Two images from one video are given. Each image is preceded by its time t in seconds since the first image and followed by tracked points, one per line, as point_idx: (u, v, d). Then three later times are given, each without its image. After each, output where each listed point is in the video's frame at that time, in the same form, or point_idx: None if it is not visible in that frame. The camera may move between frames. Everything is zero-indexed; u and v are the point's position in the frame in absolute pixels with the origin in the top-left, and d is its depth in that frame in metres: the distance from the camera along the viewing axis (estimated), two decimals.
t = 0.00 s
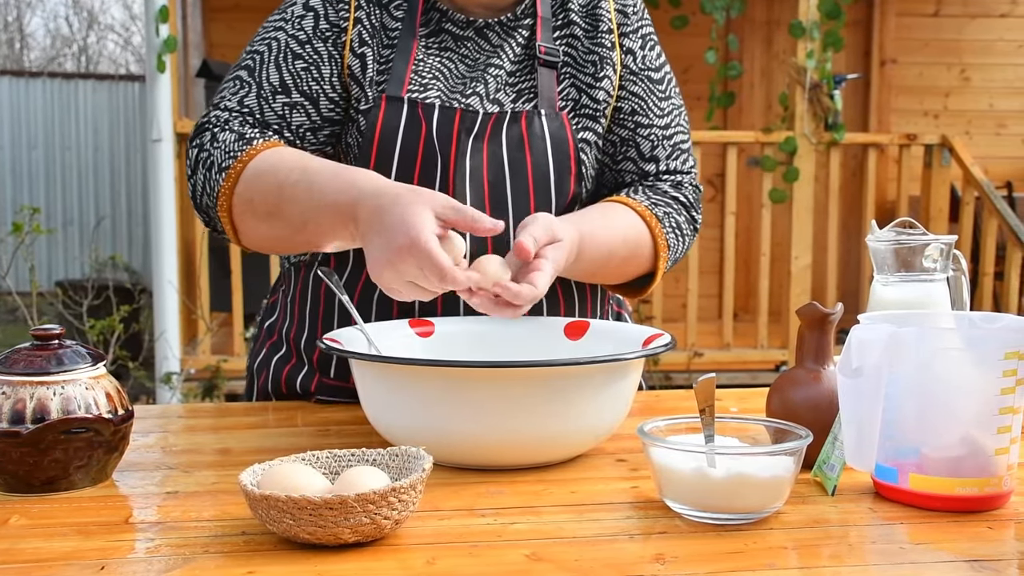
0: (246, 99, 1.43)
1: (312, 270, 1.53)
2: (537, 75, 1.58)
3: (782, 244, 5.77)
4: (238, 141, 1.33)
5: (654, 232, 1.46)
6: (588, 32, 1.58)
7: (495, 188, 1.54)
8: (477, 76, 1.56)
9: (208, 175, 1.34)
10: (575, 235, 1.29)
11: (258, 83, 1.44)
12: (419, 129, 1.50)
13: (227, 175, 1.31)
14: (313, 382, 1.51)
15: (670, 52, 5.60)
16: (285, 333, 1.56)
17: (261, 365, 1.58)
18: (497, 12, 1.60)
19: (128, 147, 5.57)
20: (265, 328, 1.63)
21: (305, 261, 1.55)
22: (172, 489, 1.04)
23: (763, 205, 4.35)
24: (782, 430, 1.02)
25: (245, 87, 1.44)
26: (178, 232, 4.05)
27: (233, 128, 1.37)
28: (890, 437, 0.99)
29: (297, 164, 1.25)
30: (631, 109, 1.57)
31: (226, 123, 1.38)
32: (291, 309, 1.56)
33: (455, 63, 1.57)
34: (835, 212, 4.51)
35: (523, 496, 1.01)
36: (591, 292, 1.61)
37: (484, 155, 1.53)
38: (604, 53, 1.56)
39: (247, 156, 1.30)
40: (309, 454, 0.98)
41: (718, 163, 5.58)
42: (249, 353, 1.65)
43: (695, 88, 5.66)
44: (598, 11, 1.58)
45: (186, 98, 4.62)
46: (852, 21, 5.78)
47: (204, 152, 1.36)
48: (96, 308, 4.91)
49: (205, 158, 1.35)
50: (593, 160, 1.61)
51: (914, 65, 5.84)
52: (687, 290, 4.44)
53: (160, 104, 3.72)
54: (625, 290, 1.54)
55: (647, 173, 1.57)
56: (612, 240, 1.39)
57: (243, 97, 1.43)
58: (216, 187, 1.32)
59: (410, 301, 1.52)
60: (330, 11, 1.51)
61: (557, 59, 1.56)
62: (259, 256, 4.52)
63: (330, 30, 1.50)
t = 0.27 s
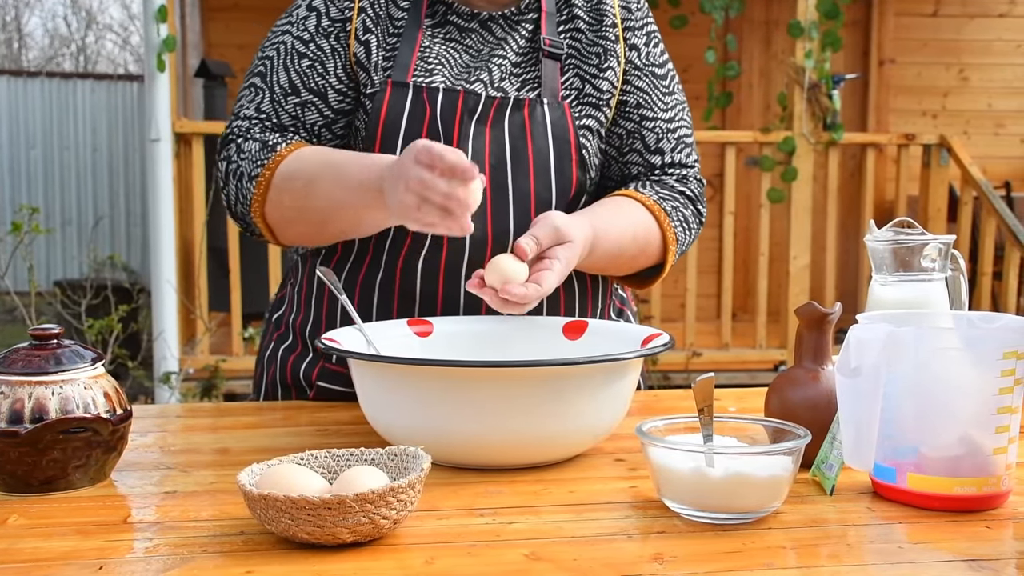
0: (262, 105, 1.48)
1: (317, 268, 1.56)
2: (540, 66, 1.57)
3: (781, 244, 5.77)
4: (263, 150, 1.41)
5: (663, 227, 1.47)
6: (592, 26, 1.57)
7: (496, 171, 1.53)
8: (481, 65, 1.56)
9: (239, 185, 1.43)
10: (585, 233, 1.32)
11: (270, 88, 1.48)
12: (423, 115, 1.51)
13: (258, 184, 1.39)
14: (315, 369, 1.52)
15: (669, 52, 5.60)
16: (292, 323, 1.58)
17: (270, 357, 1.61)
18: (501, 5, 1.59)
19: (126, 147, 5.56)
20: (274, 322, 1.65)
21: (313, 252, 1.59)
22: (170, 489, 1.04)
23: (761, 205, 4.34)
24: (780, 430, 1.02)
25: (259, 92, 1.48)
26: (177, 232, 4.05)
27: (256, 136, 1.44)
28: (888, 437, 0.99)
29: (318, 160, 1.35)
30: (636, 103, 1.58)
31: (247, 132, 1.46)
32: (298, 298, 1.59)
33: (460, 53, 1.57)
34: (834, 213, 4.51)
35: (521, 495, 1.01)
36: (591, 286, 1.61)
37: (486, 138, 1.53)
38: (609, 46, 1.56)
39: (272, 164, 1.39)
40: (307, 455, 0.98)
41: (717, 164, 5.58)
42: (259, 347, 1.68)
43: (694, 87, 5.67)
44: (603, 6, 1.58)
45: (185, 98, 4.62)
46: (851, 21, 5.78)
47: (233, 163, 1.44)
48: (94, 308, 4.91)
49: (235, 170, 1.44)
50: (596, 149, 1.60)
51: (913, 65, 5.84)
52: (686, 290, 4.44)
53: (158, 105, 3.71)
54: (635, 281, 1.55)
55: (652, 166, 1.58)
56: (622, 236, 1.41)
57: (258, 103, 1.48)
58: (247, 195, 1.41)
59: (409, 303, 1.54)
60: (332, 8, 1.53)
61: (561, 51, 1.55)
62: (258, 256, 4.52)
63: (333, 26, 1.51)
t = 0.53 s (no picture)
0: (278, 104, 1.49)
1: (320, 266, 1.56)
2: (545, 63, 1.58)
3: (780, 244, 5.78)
4: (285, 157, 1.43)
5: (664, 222, 1.48)
6: (596, 25, 1.57)
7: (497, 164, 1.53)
8: (486, 61, 1.56)
9: (257, 188, 1.45)
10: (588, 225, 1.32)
11: (285, 86, 1.49)
12: (427, 107, 1.51)
13: (276, 189, 1.42)
14: (316, 363, 1.52)
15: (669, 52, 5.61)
16: (296, 318, 1.59)
17: (276, 352, 1.61)
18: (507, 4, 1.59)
19: (125, 147, 5.56)
20: (279, 317, 1.66)
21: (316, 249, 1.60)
22: (169, 489, 1.04)
23: (760, 205, 4.34)
24: (779, 430, 1.02)
25: (273, 91, 1.49)
26: (176, 232, 4.04)
27: (275, 140, 1.46)
28: (888, 438, 0.99)
29: (350, 175, 1.40)
30: (639, 100, 1.57)
31: (265, 134, 1.47)
32: (302, 294, 1.60)
33: (465, 50, 1.57)
34: (833, 212, 4.50)
35: (520, 495, 1.01)
36: (592, 282, 1.61)
37: (488, 131, 1.53)
38: (613, 43, 1.55)
39: (294, 172, 1.42)
40: (306, 455, 0.98)
41: (716, 164, 5.58)
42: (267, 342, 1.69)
43: (693, 87, 5.67)
44: (607, 6, 1.57)
45: (184, 98, 4.62)
46: (850, 21, 5.78)
47: (252, 166, 1.46)
48: (94, 308, 4.91)
49: (253, 172, 1.46)
50: (598, 144, 1.60)
51: (912, 65, 5.84)
52: (686, 290, 4.43)
53: (157, 105, 3.71)
54: (633, 278, 1.55)
55: (655, 163, 1.57)
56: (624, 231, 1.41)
57: (274, 102, 1.49)
58: (264, 199, 1.44)
59: (409, 304, 1.55)
60: (342, 6, 1.53)
61: (565, 48, 1.56)
62: (257, 256, 4.52)
63: (344, 23, 1.52)
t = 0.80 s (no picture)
0: (279, 102, 1.49)
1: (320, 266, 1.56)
2: (548, 63, 1.58)
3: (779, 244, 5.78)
4: (282, 155, 1.43)
5: (669, 221, 1.48)
6: (600, 25, 1.57)
7: (499, 164, 1.53)
8: (488, 61, 1.56)
9: (256, 187, 1.46)
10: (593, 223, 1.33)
11: (286, 85, 1.50)
12: (429, 105, 1.51)
13: (274, 187, 1.43)
14: (316, 361, 1.52)
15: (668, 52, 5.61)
16: (296, 316, 1.59)
17: (276, 350, 1.61)
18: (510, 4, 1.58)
19: (123, 147, 5.55)
20: (279, 316, 1.65)
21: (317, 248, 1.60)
22: (168, 489, 1.04)
23: (759, 205, 4.33)
24: (778, 429, 1.02)
25: (275, 90, 1.50)
26: (175, 232, 4.04)
27: (275, 139, 1.46)
28: (886, 437, 0.99)
29: (340, 175, 1.39)
30: (642, 101, 1.58)
31: (267, 132, 1.48)
32: (303, 292, 1.60)
33: (468, 49, 1.57)
34: (832, 213, 4.50)
35: (519, 495, 1.01)
36: (593, 281, 1.61)
37: (489, 131, 1.53)
38: (616, 44, 1.55)
39: (290, 171, 1.42)
40: (305, 455, 0.98)
41: (714, 163, 5.58)
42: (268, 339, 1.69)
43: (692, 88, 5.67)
44: (611, 7, 1.58)
45: (183, 97, 4.61)
46: (849, 21, 5.78)
47: (252, 165, 1.46)
48: (92, 308, 4.90)
49: (252, 171, 1.46)
50: (601, 144, 1.60)
51: (911, 65, 5.85)
52: (684, 290, 4.43)
53: (156, 104, 3.71)
54: (636, 278, 1.57)
55: (658, 163, 1.57)
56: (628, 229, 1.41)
57: (276, 101, 1.50)
58: (263, 199, 1.44)
59: (408, 303, 1.55)
60: (345, 5, 1.53)
61: (569, 48, 1.56)
62: (256, 256, 4.52)
63: (347, 22, 1.52)
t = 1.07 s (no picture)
0: (273, 95, 1.46)
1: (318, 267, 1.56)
2: (546, 64, 1.58)
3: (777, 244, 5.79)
4: (267, 143, 1.38)
5: (676, 218, 1.47)
6: (598, 26, 1.57)
7: (497, 166, 1.54)
8: (487, 61, 1.56)
9: (240, 176, 1.41)
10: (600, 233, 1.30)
11: (281, 78, 1.47)
12: (427, 105, 1.51)
13: (256, 175, 1.37)
14: (314, 361, 1.52)
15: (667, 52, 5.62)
16: (293, 317, 1.58)
17: (273, 352, 1.61)
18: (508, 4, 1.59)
19: (122, 147, 5.55)
20: (276, 317, 1.65)
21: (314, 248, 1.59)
22: (166, 489, 1.04)
23: (758, 205, 4.33)
24: (776, 429, 1.02)
25: (269, 84, 1.47)
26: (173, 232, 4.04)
27: (264, 128, 1.42)
28: (884, 437, 0.99)
29: (314, 165, 1.32)
30: (640, 100, 1.58)
31: (258, 124, 1.43)
32: (300, 293, 1.59)
33: (466, 50, 1.57)
34: (830, 213, 4.50)
35: (517, 495, 1.01)
36: (591, 282, 1.61)
37: (488, 132, 1.53)
38: (614, 44, 1.55)
39: (272, 157, 1.36)
40: (304, 455, 0.98)
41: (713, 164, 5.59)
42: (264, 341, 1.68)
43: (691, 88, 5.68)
44: (609, 7, 1.58)
45: (182, 97, 4.61)
46: (848, 21, 5.78)
47: (239, 154, 1.41)
48: (91, 308, 4.90)
49: (237, 159, 1.41)
50: (599, 145, 1.59)
51: (909, 65, 5.85)
52: (683, 290, 4.43)
53: (154, 104, 3.71)
54: (645, 281, 1.55)
55: (659, 162, 1.57)
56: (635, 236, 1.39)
57: (269, 93, 1.47)
58: (245, 188, 1.39)
59: (407, 302, 1.54)
60: (342, 3, 1.53)
61: (567, 49, 1.56)
62: (254, 257, 4.52)
63: (343, 19, 1.52)
